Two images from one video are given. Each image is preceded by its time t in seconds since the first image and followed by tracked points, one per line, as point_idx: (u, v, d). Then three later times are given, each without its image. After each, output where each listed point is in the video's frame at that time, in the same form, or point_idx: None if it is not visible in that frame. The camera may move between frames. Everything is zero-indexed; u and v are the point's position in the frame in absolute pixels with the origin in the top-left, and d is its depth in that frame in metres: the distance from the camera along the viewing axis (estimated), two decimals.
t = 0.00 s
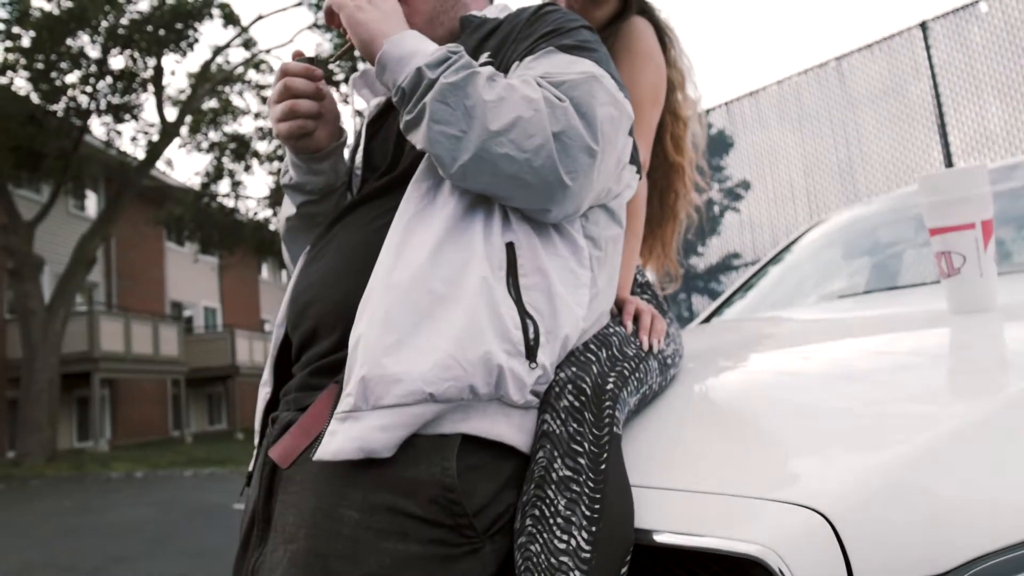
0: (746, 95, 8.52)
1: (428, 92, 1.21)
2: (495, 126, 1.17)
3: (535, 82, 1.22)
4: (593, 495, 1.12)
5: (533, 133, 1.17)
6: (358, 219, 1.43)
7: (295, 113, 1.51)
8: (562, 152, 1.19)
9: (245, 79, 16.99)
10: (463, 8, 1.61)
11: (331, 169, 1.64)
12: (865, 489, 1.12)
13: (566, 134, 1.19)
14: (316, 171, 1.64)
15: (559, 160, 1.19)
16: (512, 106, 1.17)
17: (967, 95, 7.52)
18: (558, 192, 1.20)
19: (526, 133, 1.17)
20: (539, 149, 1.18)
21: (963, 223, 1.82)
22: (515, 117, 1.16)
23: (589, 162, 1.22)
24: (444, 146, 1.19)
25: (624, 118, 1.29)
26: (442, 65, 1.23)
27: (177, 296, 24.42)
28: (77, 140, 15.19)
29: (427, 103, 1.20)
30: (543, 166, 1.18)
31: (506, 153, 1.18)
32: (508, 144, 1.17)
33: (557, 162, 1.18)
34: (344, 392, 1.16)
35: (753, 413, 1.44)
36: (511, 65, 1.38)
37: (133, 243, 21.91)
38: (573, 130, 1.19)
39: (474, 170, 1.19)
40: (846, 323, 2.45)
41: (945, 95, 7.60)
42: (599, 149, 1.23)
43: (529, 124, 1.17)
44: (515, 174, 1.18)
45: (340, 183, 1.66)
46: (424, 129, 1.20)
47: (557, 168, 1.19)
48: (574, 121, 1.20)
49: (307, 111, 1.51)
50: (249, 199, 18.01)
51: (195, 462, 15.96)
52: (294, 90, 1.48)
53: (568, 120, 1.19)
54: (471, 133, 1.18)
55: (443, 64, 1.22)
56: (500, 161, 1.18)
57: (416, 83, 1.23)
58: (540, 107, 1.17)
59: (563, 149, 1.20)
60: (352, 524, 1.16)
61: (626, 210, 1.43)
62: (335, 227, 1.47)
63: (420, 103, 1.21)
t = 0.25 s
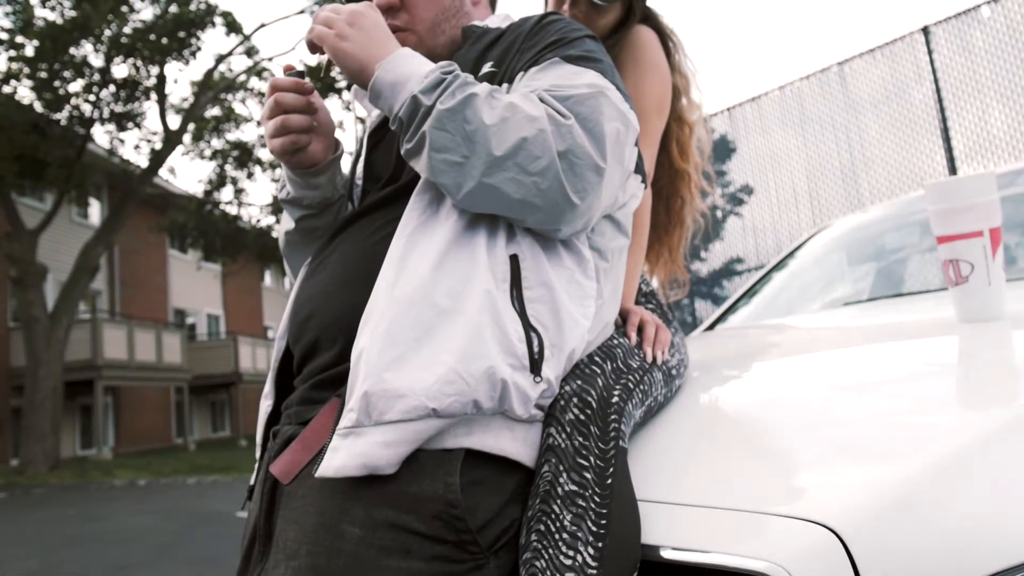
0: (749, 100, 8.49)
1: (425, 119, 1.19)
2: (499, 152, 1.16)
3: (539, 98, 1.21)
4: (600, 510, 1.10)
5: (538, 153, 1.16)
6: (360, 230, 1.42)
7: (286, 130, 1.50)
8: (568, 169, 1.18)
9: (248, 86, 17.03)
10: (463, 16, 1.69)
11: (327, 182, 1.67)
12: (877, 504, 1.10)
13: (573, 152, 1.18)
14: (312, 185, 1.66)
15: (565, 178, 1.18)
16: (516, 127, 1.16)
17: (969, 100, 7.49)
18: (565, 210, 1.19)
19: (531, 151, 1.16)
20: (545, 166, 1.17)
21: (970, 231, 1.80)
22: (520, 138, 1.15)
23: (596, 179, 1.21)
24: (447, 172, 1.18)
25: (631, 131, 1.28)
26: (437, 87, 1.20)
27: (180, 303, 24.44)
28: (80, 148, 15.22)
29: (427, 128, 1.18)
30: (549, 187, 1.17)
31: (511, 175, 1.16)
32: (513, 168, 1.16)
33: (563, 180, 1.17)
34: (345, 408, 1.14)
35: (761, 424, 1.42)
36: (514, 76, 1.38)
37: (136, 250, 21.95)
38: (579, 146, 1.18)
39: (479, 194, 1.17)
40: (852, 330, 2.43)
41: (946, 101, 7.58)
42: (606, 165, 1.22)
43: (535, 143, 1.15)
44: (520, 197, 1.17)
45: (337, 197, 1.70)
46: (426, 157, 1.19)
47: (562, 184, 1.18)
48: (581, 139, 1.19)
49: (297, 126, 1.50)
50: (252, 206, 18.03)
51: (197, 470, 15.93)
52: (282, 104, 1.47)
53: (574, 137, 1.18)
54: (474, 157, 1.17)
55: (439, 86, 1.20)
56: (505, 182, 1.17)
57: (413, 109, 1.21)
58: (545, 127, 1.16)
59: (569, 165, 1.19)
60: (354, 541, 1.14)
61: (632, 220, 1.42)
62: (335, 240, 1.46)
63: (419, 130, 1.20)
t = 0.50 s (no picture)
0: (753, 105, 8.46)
1: (425, 151, 1.18)
2: (504, 178, 1.15)
3: (544, 115, 1.20)
4: (608, 527, 1.08)
5: (544, 177, 1.15)
6: (363, 241, 1.40)
7: (282, 143, 1.47)
8: (576, 187, 1.17)
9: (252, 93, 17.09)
10: (468, 23, 1.68)
11: (326, 196, 1.66)
12: (890, 519, 1.09)
13: (580, 171, 1.17)
14: (313, 200, 1.66)
15: (573, 199, 1.17)
16: (522, 150, 1.15)
17: (974, 105, 7.43)
18: (573, 228, 1.18)
19: (538, 169, 1.15)
20: (553, 186, 1.16)
21: (980, 239, 1.78)
22: (525, 162, 1.14)
23: (604, 198, 1.19)
24: (452, 201, 1.17)
25: (637, 144, 1.26)
26: (435, 114, 1.19)
27: (185, 309, 24.50)
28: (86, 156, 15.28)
29: (428, 160, 1.17)
30: (557, 210, 1.15)
31: (517, 200, 1.15)
32: (519, 193, 1.16)
33: (570, 199, 1.16)
34: (348, 423, 1.13)
35: (769, 435, 1.40)
36: (520, 85, 1.37)
37: (141, 257, 22.02)
38: (586, 164, 1.17)
39: (486, 217, 1.16)
40: (860, 338, 2.41)
41: (951, 106, 7.53)
42: (614, 183, 1.21)
43: (541, 166, 1.15)
44: (528, 220, 1.16)
45: (336, 210, 1.69)
46: (430, 187, 1.19)
47: (570, 203, 1.16)
48: (588, 158, 1.17)
49: (293, 141, 1.47)
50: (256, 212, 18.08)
51: (202, 476, 15.94)
52: (277, 118, 1.44)
53: (581, 157, 1.17)
54: (478, 184, 1.16)
55: (436, 113, 1.19)
56: (511, 207, 1.15)
57: (413, 141, 1.19)
58: (550, 149, 1.15)
59: (576, 184, 1.17)
60: (358, 558, 1.12)
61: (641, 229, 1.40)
62: (338, 251, 1.45)
63: (420, 162, 1.19)
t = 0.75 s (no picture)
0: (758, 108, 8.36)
1: (430, 171, 1.18)
2: (511, 197, 1.15)
3: (551, 129, 1.19)
4: (618, 544, 1.06)
5: (552, 194, 1.15)
6: (368, 252, 1.39)
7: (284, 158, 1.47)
8: (584, 204, 1.16)
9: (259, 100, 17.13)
10: (474, 31, 1.67)
11: (329, 208, 1.66)
12: (906, 535, 1.06)
13: (588, 186, 1.16)
14: (316, 213, 1.65)
15: (582, 214, 1.16)
16: (529, 167, 1.15)
17: (981, 107, 7.46)
18: (583, 241, 1.16)
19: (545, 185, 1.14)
20: (561, 202, 1.15)
21: (994, 248, 1.76)
22: (532, 179, 1.14)
23: (614, 211, 1.18)
24: (459, 221, 1.17)
25: (646, 155, 1.25)
26: (438, 135, 1.19)
27: (191, 315, 24.54)
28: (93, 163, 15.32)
29: (434, 182, 1.18)
30: (566, 225, 1.14)
31: (526, 217, 1.15)
32: (527, 210, 1.15)
33: (579, 214, 1.15)
34: (355, 439, 1.11)
35: (781, 447, 1.38)
36: (526, 96, 1.36)
37: (148, 264, 22.05)
38: (593, 178, 1.16)
39: (494, 234, 1.16)
40: (871, 347, 2.39)
41: (958, 105, 7.54)
42: (624, 196, 1.20)
43: (548, 183, 1.14)
44: (536, 237, 1.15)
45: (339, 222, 1.68)
46: (437, 206, 1.19)
47: (579, 218, 1.15)
48: (596, 172, 1.16)
49: (293, 155, 1.47)
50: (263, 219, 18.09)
51: (208, 483, 15.92)
52: (278, 133, 1.43)
53: (590, 171, 1.16)
54: (485, 204, 1.16)
55: (439, 132, 1.19)
56: (519, 224, 1.15)
57: (417, 163, 1.20)
58: (557, 164, 1.14)
59: (584, 199, 1.16)
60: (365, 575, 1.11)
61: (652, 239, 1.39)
62: (343, 264, 1.44)
63: (426, 183, 1.20)
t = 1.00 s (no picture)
0: (763, 116, 8.43)
1: (435, 182, 1.17)
2: (516, 208, 1.13)
3: (557, 140, 1.17)
4: (627, 563, 1.04)
5: (558, 205, 1.13)
6: (372, 266, 1.38)
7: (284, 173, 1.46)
8: (592, 216, 1.14)
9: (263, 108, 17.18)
10: (479, 41, 1.66)
11: (333, 223, 1.64)
12: (920, 554, 1.04)
13: (595, 197, 1.14)
14: (318, 227, 1.64)
15: (589, 225, 1.14)
16: (534, 177, 1.13)
17: (987, 113, 7.24)
18: (590, 253, 1.14)
19: (550, 196, 1.13)
20: (568, 214, 1.13)
21: (1005, 257, 1.73)
22: (538, 189, 1.12)
23: (621, 222, 1.17)
24: (465, 233, 1.15)
25: (652, 165, 1.23)
26: (442, 146, 1.18)
27: (196, 323, 24.58)
28: (99, 172, 15.36)
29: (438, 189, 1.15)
30: (573, 236, 1.12)
31: (532, 228, 1.13)
32: (533, 221, 1.13)
33: (586, 227, 1.13)
34: (359, 456, 1.10)
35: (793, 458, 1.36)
36: (531, 107, 1.34)
37: (152, 272, 22.11)
38: (600, 191, 1.14)
39: (499, 246, 1.14)
40: (880, 357, 2.37)
41: (964, 112, 7.33)
42: (630, 207, 1.18)
43: (554, 194, 1.13)
44: (542, 248, 1.13)
45: (342, 236, 1.67)
46: (442, 217, 1.17)
47: (587, 230, 1.14)
48: (602, 183, 1.15)
49: (294, 168, 1.45)
50: (268, 226, 18.13)
51: (214, 491, 15.91)
52: (279, 147, 1.42)
53: (596, 183, 1.14)
54: (490, 215, 1.14)
55: (443, 143, 1.18)
56: (526, 236, 1.13)
57: (421, 173, 1.19)
58: (563, 175, 1.13)
59: (592, 210, 1.15)
60: None
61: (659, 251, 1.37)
62: (347, 277, 1.43)
63: (430, 193, 1.18)
